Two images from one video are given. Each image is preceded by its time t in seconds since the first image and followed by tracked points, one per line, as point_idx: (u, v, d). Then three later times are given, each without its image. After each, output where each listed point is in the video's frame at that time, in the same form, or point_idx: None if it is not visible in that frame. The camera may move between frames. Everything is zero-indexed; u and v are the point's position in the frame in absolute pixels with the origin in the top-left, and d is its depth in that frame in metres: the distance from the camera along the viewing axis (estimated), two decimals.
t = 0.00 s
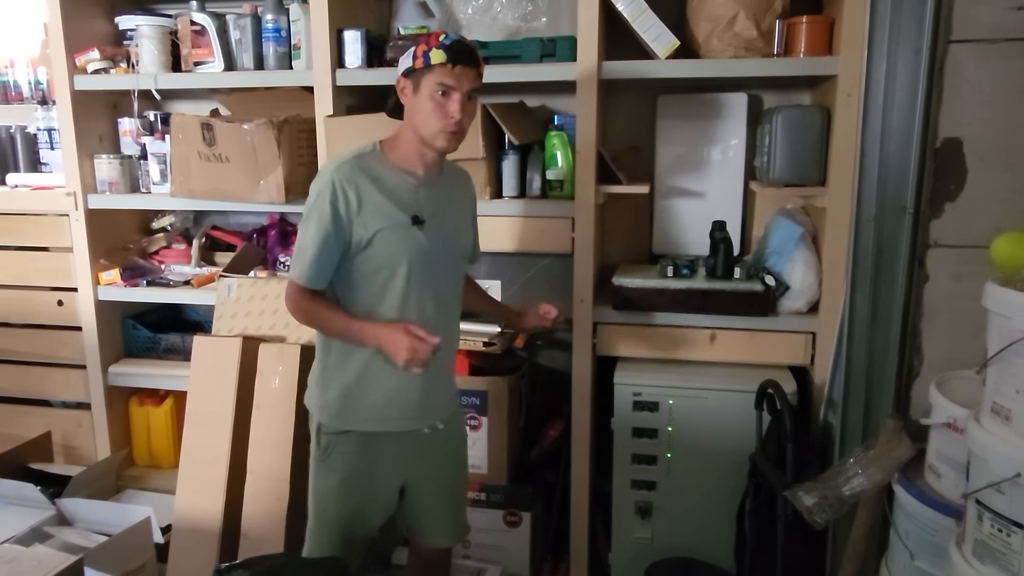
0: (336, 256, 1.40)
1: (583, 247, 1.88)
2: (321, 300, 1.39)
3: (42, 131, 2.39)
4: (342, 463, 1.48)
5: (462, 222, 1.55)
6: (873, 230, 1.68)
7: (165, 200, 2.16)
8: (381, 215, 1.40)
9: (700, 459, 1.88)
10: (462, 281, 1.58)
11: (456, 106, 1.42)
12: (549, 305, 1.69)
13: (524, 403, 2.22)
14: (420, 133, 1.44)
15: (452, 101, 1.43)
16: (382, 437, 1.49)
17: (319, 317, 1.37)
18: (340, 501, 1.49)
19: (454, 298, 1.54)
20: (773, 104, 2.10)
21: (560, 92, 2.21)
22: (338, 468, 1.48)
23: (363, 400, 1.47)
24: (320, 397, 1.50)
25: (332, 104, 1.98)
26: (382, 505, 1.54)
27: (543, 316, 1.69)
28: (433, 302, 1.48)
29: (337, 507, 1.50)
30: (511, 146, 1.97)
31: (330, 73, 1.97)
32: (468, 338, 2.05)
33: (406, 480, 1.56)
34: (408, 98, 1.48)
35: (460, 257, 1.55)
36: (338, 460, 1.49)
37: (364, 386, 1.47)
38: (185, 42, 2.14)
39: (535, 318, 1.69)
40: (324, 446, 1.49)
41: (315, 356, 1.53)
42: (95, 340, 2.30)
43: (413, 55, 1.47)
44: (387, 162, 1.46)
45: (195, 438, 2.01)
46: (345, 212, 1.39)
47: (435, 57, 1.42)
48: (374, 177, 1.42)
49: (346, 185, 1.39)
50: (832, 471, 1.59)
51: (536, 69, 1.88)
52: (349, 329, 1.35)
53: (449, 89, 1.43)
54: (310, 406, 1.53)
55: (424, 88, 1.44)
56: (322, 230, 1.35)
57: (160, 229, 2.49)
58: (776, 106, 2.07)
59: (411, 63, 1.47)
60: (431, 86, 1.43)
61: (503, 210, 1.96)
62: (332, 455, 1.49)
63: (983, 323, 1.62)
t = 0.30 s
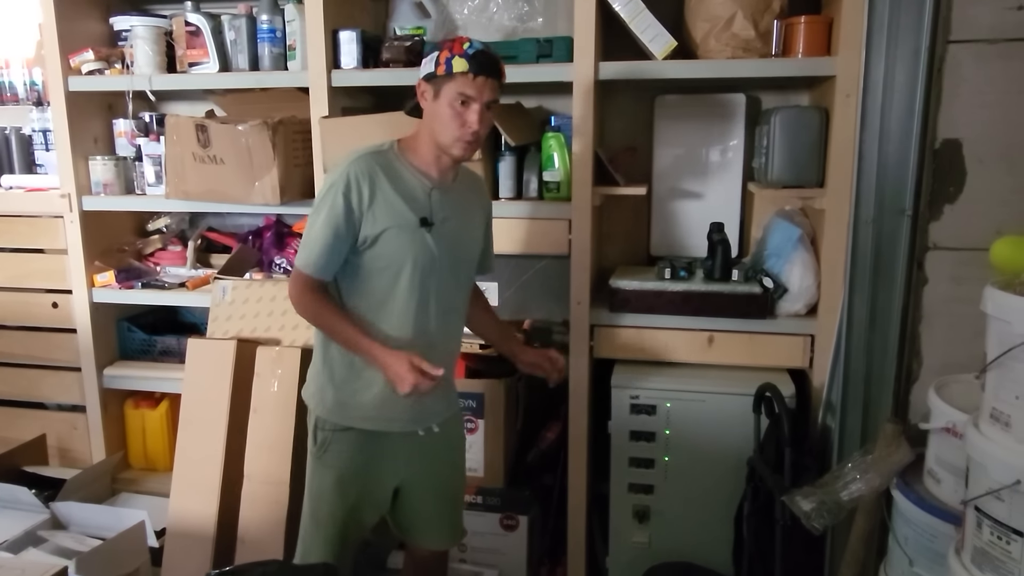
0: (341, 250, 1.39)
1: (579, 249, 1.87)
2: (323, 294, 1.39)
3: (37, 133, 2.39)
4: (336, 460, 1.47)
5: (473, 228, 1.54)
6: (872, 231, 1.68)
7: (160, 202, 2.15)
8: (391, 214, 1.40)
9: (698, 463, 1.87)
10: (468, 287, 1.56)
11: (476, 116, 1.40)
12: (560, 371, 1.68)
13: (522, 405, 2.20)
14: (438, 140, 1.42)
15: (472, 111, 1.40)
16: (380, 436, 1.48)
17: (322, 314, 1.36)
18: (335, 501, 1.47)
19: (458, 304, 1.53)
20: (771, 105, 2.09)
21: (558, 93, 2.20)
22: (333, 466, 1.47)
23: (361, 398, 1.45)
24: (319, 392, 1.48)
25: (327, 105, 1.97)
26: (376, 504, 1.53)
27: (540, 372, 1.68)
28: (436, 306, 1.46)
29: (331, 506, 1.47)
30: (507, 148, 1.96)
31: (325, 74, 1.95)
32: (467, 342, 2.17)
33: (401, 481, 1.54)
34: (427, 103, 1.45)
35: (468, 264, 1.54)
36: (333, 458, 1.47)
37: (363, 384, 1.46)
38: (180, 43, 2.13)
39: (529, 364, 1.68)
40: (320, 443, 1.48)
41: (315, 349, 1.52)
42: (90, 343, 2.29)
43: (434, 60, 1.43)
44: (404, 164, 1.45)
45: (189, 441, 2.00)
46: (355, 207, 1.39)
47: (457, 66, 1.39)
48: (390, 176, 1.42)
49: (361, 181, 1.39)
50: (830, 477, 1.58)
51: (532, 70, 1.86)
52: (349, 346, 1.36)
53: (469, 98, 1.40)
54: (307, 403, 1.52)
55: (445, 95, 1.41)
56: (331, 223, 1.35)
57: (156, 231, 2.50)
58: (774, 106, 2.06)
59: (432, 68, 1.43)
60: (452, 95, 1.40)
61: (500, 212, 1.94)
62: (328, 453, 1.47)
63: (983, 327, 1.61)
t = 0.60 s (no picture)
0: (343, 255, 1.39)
1: (580, 250, 1.85)
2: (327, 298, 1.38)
3: (36, 134, 2.38)
4: (338, 464, 1.46)
5: (477, 228, 1.52)
6: (875, 232, 1.64)
7: (158, 203, 2.14)
8: (390, 215, 1.38)
9: (699, 467, 1.85)
10: (474, 289, 1.54)
11: (467, 109, 1.39)
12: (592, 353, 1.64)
13: (522, 408, 2.18)
14: (432, 138, 1.41)
15: (463, 104, 1.40)
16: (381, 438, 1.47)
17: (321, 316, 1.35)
18: (336, 503, 1.46)
19: (464, 305, 1.50)
20: (773, 105, 2.07)
21: (558, 94, 2.19)
22: (334, 469, 1.46)
23: (363, 400, 1.44)
24: (324, 395, 1.48)
25: (326, 106, 1.95)
26: (378, 507, 1.52)
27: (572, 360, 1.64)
28: (439, 307, 1.44)
29: (332, 509, 1.46)
30: (507, 149, 1.94)
31: (324, 75, 1.94)
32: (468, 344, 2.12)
33: (404, 484, 1.53)
34: (420, 103, 1.46)
35: (473, 264, 1.51)
36: (334, 461, 1.46)
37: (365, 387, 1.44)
38: (179, 43, 2.12)
39: (557, 352, 1.64)
40: (322, 446, 1.47)
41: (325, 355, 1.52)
42: (89, 345, 2.28)
43: (424, 60, 1.45)
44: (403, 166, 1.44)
45: (187, 444, 1.98)
46: (355, 211, 1.38)
47: (443, 61, 1.40)
48: (387, 177, 1.40)
49: (358, 184, 1.38)
50: (833, 481, 1.56)
51: (532, 71, 1.85)
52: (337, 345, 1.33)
53: (460, 92, 1.40)
54: (313, 405, 1.51)
55: (435, 92, 1.41)
56: (330, 227, 1.35)
57: (155, 233, 2.50)
58: (776, 107, 2.04)
59: (422, 69, 1.45)
60: (442, 90, 1.40)
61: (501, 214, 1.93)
62: (330, 455, 1.46)
63: (988, 330, 1.59)
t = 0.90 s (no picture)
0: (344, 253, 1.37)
1: (581, 250, 1.84)
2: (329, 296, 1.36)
3: (35, 133, 2.37)
4: (340, 465, 1.44)
5: (477, 224, 1.50)
6: (879, 233, 1.62)
7: (158, 203, 2.13)
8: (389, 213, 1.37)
9: (702, 468, 1.84)
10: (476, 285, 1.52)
11: (458, 103, 1.38)
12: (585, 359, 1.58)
13: (524, 408, 2.17)
14: (425, 134, 1.40)
15: (455, 99, 1.38)
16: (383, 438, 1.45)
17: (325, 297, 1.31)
18: (337, 505, 1.45)
19: (466, 303, 1.48)
20: (776, 103, 2.06)
21: (559, 92, 2.17)
22: (337, 469, 1.44)
23: (365, 400, 1.42)
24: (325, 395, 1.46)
25: (326, 105, 1.94)
26: (380, 508, 1.51)
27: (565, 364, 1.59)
28: (441, 303, 1.43)
29: (334, 511, 1.45)
30: (509, 148, 1.93)
31: (324, 72, 1.92)
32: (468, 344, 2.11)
33: (406, 485, 1.52)
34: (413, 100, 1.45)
35: (475, 262, 1.50)
36: (336, 462, 1.45)
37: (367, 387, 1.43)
38: (178, 41, 2.11)
39: (552, 354, 1.60)
40: (324, 446, 1.46)
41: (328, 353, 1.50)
42: (88, 345, 2.27)
43: (413, 56, 1.43)
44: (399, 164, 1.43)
45: (187, 445, 1.97)
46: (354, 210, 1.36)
47: (432, 56, 1.39)
48: (384, 175, 1.39)
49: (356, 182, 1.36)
50: (838, 483, 1.54)
51: (533, 69, 1.83)
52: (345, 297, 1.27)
53: (450, 87, 1.39)
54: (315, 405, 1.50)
55: (426, 88, 1.40)
56: (330, 227, 1.34)
57: (154, 232, 2.49)
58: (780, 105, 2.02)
59: (413, 66, 1.43)
60: (432, 86, 1.39)
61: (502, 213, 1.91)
62: (332, 455, 1.45)
63: (995, 331, 1.58)
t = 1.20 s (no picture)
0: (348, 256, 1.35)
1: (583, 251, 1.83)
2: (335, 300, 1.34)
3: (36, 134, 2.37)
4: (352, 473, 1.42)
5: (471, 219, 1.51)
6: (884, 232, 1.63)
7: (159, 204, 2.12)
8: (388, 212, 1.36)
9: (705, 470, 1.83)
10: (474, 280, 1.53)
11: (480, 114, 1.40)
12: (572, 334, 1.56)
13: (526, 410, 2.17)
14: (437, 140, 1.38)
15: (476, 109, 1.40)
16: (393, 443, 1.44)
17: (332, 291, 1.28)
18: (352, 513, 1.43)
19: (466, 299, 1.49)
20: (779, 104, 2.05)
21: (562, 93, 2.16)
22: (349, 478, 1.43)
23: (374, 405, 1.40)
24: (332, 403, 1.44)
25: (327, 105, 1.94)
26: (392, 514, 1.49)
27: (552, 340, 1.57)
28: (443, 299, 1.43)
29: (349, 519, 1.43)
30: (511, 149, 1.92)
31: (325, 73, 1.92)
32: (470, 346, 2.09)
33: (417, 489, 1.51)
34: (423, 102, 1.39)
35: (471, 257, 1.50)
36: (348, 469, 1.43)
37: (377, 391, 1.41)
38: (179, 42, 2.10)
39: (539, 331, 1.58)
40: (334, 455, 1.43)
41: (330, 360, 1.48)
42: (89, 347, 2.26)
43: (433, 56, 1.37)
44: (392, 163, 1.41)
45: (188, 447, 1.96)
46: (353, 211, 1.34)
47: (465, 64, 1.37)
48: (379, 176, 1.38)
49: (352, 184, 1.35)
50: (843, 485, 1.54)
51: (535, 69, 1.82)
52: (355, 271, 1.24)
53: (473, 96, 1.39)
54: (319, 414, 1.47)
55: (449, 94, 1.37)
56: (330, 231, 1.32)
57: (156, 233, 2.48)
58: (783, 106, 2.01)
59: (432, 65, 1.36)
60: (458, 92, 1.38)
61: (503, 214, 1.90)
62: (343, 464, 1.43)
63: (1000, 332, 1.58)
